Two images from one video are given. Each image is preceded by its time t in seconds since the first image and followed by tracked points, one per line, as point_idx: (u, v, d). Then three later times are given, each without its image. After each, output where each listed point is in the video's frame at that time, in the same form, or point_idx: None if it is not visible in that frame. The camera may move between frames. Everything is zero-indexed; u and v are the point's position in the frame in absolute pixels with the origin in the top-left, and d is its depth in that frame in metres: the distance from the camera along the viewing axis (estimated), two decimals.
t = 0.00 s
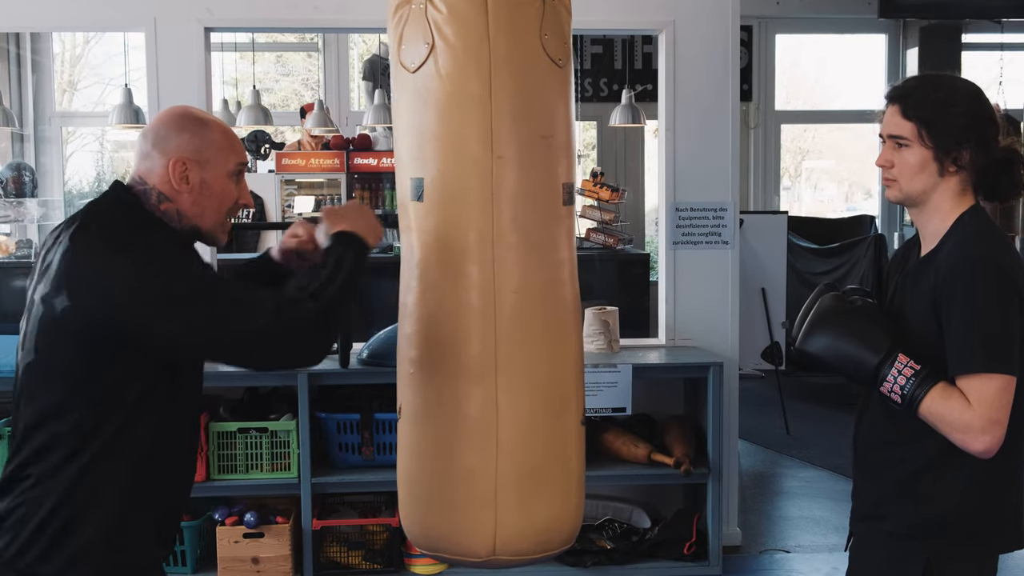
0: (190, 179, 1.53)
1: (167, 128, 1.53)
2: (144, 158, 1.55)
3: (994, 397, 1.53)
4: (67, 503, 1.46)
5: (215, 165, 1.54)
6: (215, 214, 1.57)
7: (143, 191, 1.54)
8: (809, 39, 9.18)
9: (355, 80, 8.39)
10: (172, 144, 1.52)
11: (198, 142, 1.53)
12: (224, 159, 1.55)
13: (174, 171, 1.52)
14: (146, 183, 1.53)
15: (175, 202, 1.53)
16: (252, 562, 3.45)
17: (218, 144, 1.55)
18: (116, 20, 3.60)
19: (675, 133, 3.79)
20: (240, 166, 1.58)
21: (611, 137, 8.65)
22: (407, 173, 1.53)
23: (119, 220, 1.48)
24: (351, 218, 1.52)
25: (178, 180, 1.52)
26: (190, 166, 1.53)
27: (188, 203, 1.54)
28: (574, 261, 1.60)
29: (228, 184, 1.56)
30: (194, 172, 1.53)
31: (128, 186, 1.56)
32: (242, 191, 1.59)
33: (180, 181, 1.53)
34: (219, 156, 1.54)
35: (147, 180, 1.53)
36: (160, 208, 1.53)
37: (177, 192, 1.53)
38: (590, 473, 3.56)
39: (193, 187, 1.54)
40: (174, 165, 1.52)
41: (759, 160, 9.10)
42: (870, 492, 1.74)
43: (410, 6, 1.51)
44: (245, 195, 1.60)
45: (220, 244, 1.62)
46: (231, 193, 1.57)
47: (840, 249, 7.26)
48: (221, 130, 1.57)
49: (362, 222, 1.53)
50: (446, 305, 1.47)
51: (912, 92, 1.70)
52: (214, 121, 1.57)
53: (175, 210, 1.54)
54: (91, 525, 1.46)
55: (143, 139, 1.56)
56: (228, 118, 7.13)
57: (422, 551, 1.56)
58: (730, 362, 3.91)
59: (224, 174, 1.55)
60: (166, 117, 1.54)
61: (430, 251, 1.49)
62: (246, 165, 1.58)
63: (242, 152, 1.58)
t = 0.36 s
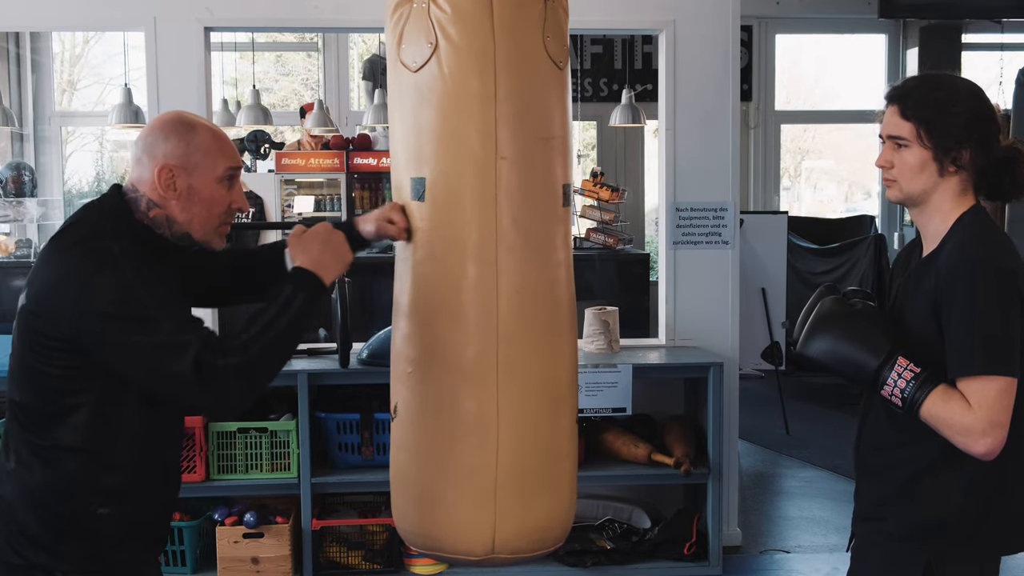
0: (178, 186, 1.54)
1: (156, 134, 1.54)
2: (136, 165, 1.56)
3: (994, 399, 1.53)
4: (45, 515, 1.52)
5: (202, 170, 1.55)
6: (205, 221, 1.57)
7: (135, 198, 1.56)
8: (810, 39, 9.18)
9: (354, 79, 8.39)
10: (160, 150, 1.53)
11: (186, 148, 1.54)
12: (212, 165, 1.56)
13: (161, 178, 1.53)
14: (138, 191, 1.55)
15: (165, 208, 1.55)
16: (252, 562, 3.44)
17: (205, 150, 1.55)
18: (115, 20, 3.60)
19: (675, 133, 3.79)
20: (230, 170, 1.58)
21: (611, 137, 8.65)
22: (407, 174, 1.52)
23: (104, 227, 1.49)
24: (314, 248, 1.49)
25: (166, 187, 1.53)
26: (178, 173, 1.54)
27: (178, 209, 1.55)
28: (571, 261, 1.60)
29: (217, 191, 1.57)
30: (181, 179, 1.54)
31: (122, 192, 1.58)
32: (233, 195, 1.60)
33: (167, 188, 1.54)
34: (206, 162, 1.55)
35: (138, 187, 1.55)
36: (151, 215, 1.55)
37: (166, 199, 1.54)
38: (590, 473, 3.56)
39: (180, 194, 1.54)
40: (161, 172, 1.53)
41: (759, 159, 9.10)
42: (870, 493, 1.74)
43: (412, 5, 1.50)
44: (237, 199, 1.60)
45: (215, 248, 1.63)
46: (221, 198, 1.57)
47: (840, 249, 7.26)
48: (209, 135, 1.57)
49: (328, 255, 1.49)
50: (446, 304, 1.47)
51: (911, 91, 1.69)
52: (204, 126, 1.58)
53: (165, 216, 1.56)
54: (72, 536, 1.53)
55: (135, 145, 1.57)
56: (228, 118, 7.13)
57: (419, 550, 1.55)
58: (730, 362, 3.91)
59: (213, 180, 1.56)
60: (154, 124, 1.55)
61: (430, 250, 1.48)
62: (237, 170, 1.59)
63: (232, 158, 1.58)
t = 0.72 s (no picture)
0: (186, 189, 1.53)
1: (165, 137, 1.53)
2: (139, 167, 1.54)
3: (994, 399, 1.53)
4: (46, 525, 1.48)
5: (211, 175, 1.55)
6: (208, 226, 1.56)
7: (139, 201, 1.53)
8: (809, 39, 9.19)
9: (354, 80, 8.40)
10: (169, 154, 1.52)
11: (195, 152, 1.53)
12: (219, 170, 1.56)
13: (170, 180, 1.52)
14: (142, 192, 1.52)
15: (171, 212, 1.53)
16: (253, 562, 3.45)
17: (214, 155, 1.55)
18: (115, 20, 3.60)
19: (675, 133, 3.80)
20: (235, 176, 1.58)
21: (611, 138, 8.65)
22: (414, 175, 1.52)
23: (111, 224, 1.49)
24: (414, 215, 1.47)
25: (175, 190, 1.52)
26: (187, 177, 1.53)
27: (184, 212, 1.54)
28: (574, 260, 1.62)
29: (223, 196, 1.56)
30: (191, 182, 1.53)
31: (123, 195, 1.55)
32: (237, 201, 1.60)
33: (175, 190, 1.52)
34: (214, 167, 1.55)
35: (142, 189, 1.52)
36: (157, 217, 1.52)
37: (173, 202, 1.53)
38: (591, 473, 3.56)
39: (189, 197, 1.53)
40: (171, 175, 1.52)
41: (759, 159, 9.10)
42: (870, 493, 1.74)
43: (419, 7, 1.51)
44: (240, 205, 1.60)
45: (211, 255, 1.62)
46: (225, 205, 1.57)
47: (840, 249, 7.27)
48: (215, 141, 1.57)
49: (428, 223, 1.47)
50: (457, 304, 1.47)
51: (908, 92, 1.69)
52: (209, 132, 1.58)
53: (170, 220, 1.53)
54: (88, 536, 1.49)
55: (139, 148, 1.55)
56: (228, 118, 7.13)
57: (431, 549, 1.55)
58: (731, 362, 3.91)
59: (220, 185, 1.56)
60: (161, 127, 1.54)
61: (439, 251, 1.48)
62: (241, 176, 1.59)
63: (237, 166, 1.59)
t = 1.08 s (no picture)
0: (180, 190, 1.54)
1: (161, 139, 1.54)
2: (139, 167, 1.57)
3: (974, 393, 1.52)
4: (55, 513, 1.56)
5: (204, 176, 1.54)
6: (202, 226, 1.57)
7: (137, 202, 1.56)
8: (810, 39, 9.19)
9: (354, 80, 8.40)
10: (164, 155, 1.53)
11: (189, 153, 1.53)
12: (214, 171, 1.55)
13: (163, 182, 1.53)
14: (140, 194, 1.56)
15: (166, 213, 1.55)
16: (253, 562, 3.44)
17: (208, 156, 1.55)
18: (115, 20, 3.60)
19: (675, 133, 3.79)
20: (232, 176, 1.57)
21: (612, 138, 8.66)
22: (426, 175, 1.51)
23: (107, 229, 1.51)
24: (301, 235, 1.50)
25: (167, 191, 1.53)
26: (181, 178, 1.53)
27: (178, 213, 1.55)
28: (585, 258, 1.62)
29: (217, 197, 1.56)
30: (184, 183, 1.53)
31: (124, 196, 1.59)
32: (234, 201, 1.59)
33: (169, 192, 1.54)
34: (208, 168, 1.55)
35: (140, 191, 1.56)
36: (152, 218, 1.56)
37: (168, 203, 1.54)
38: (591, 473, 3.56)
39: (182, 199, 1.54)
40: (163, 177, 1.53)
41: (759, 160, 9.10)
42: (864, 489, 1.74)
43: (431, 8, 1.51)
44: (237, 205, 1.59)
45: (212, 253, 1.63)
46: (220, 205, 1.57)
47: (840, 249, 7.27)
48: (212, 142, 1.56)
49: (313, 241, 1.51)
50: (472, 303, 1.46)
51: (903, 92, 1.69)
52: (207, 131, 1.57)
53: (166, 220, 1.56)
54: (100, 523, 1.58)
55: (139, 149, 1.57)
56: (228, 118, 7.12)
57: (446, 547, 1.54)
58: (731, 362, 3.91)
59: (214, 186, 1.55)
60: (160, 130, 1.55)
61: (452, 250, 1.47)
62: (238, 176, 1.58)
63: (233, 164, 1.57)
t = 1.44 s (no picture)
0: (173, 181, 1.54)
1: (154, 130, 1.55)
2: (129, 158, 1.56)
3: (954, 382, 1.52)
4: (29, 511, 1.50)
5: (198, 167, 1.56)
6: (194, 218, 1.57)
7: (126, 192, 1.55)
8: (809, 39, 9.18)
9: (353, 80, 8.41)
10: (157, 145, 1.54)
11: (183, 144, 1.55)
12: (207, 163, 1.57)
13: (157, 172, 1.53)
14: (130, 183, 1.54)
15: (157, 203, 1.54)
16: (250, 562, 3.44)
17: (202, 148, 1.56)
18: (113, 20, 3.60)
19: (672, 132, 3.79)
20: (223, 170, 1.59)
21: (610, 138, 8.65)
22: (432, 175, 1.51)
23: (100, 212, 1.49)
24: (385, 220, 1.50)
25: (161, 181, 1.53)
26: (174, 169, 1.54)
27: (170, 204, 1.55)
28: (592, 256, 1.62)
29: (210, 189, 1.57)
30: (178, 174, 1.54)
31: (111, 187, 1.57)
32: (224, 195, 1.60)
33: (161, 182, 1.54)
34: (202, 160, 1.56)
35: (131, 181, 1.54)
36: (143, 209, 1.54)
37: (159, 193, 1.54)
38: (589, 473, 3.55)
39: (176, 189, 1.55)
40: (157, 166, 1.53)
41: (759, 160, 9.09)
42: (846, 482, 1.74)
43: (436, 8, 1.50)
44: (227, 198, 1.61)
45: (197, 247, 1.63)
46: (212, 197, 1.58)
47: (839, 249, 7.26)
48: (205, 134, 1.58)
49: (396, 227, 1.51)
50: (482, 302, 1.45)
51: (891, 91, 1.69)
52: (199, 124, 1.59)
53: (156, 210, 1.55)
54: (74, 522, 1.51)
55: (128, 140, 1.57)
56: (226, 118, 7.12)
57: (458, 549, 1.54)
58: (729, 362, 3.90)
59: (207, 178, 1.57)
60: (152, 120, 1.56)
61: (460, 250, 1.47)
62: (230, 169, 1.60)
63: (226, 157, 1.60)
